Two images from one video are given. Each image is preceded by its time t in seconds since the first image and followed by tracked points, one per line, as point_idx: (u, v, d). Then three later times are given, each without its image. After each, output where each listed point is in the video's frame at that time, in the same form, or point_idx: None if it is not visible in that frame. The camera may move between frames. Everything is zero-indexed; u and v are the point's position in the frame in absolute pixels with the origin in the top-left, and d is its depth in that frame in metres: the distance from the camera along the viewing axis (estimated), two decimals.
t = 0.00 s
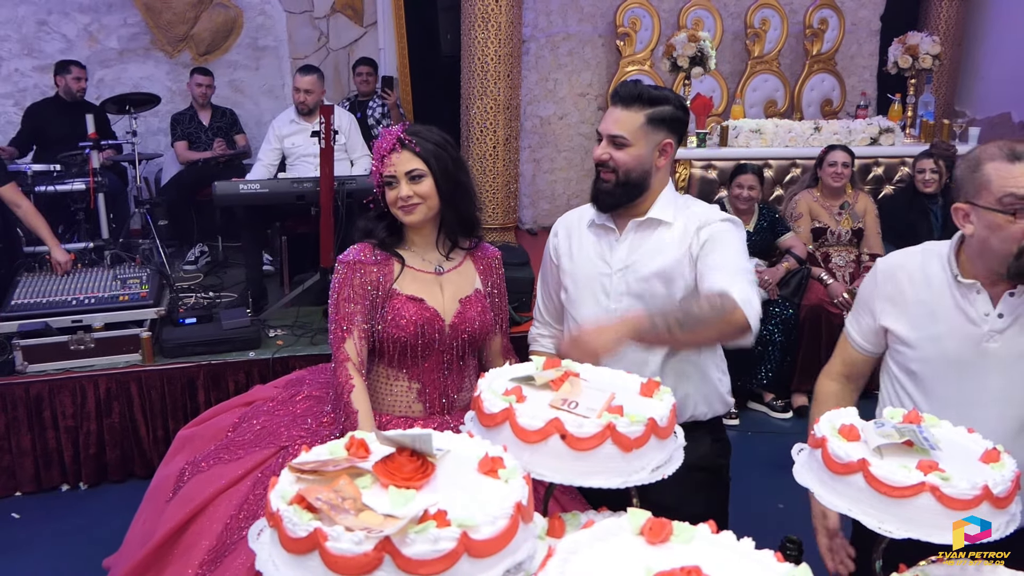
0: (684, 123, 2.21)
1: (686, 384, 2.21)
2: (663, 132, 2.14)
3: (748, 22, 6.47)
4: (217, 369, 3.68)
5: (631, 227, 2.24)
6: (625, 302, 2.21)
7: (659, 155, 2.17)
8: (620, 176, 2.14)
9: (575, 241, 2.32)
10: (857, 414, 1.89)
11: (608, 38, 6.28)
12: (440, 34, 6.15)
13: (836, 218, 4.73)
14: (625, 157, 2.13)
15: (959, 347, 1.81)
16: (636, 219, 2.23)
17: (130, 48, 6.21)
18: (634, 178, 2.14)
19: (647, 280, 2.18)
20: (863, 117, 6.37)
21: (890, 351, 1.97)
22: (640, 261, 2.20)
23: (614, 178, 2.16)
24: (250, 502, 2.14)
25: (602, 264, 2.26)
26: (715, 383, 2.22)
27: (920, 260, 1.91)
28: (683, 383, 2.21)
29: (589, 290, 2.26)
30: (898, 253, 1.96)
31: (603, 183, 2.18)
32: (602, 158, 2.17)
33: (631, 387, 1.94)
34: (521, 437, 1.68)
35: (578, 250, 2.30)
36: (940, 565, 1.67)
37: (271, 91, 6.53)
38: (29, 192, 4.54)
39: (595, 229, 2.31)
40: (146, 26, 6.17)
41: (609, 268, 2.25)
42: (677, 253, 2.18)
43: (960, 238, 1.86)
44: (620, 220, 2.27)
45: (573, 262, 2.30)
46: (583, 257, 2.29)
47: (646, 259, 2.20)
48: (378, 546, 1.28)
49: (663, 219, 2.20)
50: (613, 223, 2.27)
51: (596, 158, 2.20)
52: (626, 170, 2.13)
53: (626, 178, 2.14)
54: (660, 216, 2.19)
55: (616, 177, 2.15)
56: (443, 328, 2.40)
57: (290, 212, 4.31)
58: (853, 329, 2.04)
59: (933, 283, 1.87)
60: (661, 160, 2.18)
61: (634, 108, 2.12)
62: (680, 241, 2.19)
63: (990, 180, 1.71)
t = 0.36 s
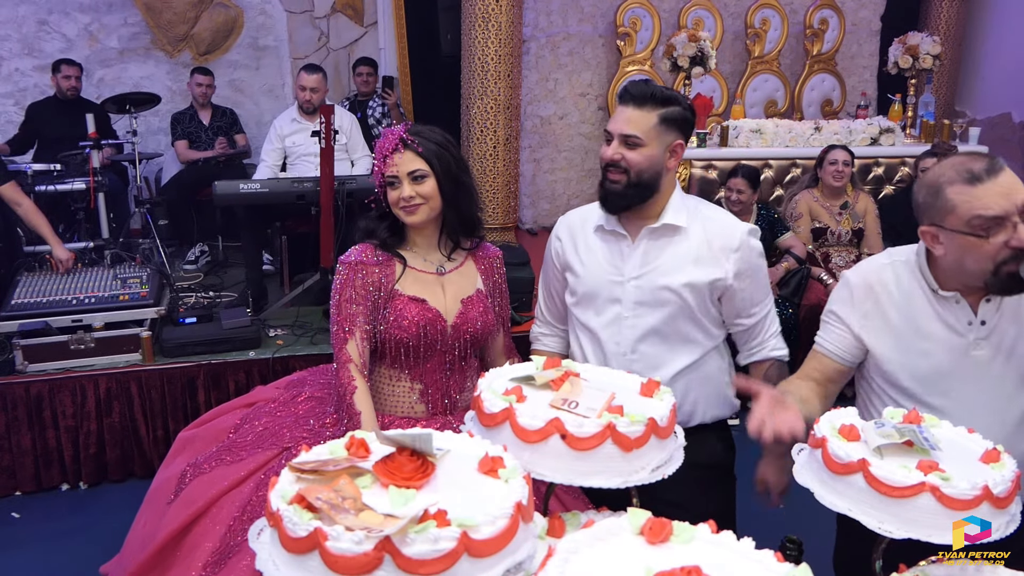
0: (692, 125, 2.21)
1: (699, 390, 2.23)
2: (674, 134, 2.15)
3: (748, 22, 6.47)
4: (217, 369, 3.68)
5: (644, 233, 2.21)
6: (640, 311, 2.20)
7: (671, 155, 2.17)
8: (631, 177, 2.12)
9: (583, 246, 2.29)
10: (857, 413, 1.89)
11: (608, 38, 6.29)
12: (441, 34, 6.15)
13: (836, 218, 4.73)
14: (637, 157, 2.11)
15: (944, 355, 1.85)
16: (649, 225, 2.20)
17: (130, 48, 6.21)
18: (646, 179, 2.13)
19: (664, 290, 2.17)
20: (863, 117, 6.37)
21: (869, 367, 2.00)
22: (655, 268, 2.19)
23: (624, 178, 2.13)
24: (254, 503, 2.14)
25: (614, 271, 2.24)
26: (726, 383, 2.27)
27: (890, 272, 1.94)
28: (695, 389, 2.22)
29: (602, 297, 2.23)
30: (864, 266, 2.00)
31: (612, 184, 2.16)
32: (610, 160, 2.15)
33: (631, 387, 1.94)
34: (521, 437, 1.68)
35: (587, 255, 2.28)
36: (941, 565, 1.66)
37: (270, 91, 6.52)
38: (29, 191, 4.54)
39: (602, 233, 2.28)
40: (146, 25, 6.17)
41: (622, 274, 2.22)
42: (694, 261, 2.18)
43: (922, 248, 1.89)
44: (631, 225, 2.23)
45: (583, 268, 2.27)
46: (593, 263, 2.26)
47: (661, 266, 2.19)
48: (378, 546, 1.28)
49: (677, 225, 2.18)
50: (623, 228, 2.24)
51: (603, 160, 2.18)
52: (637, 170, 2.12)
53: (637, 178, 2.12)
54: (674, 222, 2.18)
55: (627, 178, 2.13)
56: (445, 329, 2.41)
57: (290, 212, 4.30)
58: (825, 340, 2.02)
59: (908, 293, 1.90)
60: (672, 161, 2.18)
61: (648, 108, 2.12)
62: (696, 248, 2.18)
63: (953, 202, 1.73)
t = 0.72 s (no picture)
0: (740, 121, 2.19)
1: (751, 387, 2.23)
2: (730, 135, 2.11)
3: (748, 23, 6.48)
4: (217, 369, 3.68)
5: (697, 234, 2.19)
6: (696, 311, 2.18)
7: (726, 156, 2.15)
8: (694, 180, 2.08)
9: (627, 246, 2.24)
10: (857, 413, 1.89)
11: (609, 38, 6.30)
12: (441, 34, 6.15)
13: (836, 219, 4.71)
14: (701, 161, 2.07)
15: (925, 332, 1.85)
16: (702, 225, 2.19)
17: (130, 48, 6.21)
18: (705, 183, 2.10)
19: (723, 290, 2.17)
20: (863, 117, 6.37)
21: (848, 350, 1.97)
22: (711, 268, 2.18)
23: (686, 182, 2.09)
24: (257, 503, 2.14)
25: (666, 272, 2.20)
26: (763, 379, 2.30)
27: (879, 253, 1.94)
28: (748, 386, 2.21)
29: (654, 299, 2.19)
30: (853, 248, 2.00)
31: (672, 188, 2.10)
32: (671, 163, 2.08)
33: (632, 387, 1.95)
34: (521, 437, 1.68)
35: (634, 256, 2.23)
36: (941, 566, 1.67)
37: (270, 91, 6.51)
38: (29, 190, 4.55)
39: (647, 233, 2.23)
40: (146, 25, 6.17)
41: (675, 275, 2.19)
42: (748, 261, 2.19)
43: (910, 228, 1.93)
44: (682, 227, 2.20)
45: (631, 269, 2.22)
46: (640, 264, 2.22)
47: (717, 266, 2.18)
48: (378, 546, 1.28)
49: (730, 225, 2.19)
50: (673, 228, 2.20)
51: (660, 161, 2.11)
52: (701, 174, 2.08)
53: (699, 182, 2.09)
54: (728, 222, 2.19)
55: (689, 181, 2.09)
56: (448, 328, 2.41)
57: (290, 212, 4.30)
58: (815, 305, 1.95)
59: (895, 272, 1.90)
60: (726, 161, 2.17)
61: (710, 112, 2.05)
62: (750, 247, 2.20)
63: (932, 162, 1.82)
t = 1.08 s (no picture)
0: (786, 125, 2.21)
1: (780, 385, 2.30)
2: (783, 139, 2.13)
3: (748, 23, 6.48)
4: (217, 369, 3.68)
5: (742, 236, 2.22)
6: (741, 313, 2.21)
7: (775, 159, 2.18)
8: (749, 183, 2.10)
9: (671, 247, 2.23)
10: (857, 414, 1.89)
11: (609, 38, 6.29)
12: (441, 33, 6.16)
13: (836, 219, 4.69)
14: (758, 164, 2.08)
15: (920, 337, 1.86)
16: (747, 228, 2.22)
17: (130, 48, 6.21)
18: (757, 187, 2.13)
19: (768, 292, 2.21)
20: (863, 117, 6.36)
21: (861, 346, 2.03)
22: (756, 271, 2.22)
23: (741, 184, 2.10)
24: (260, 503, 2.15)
25: (711, 274, 2.21)
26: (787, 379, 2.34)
27: (907, 254, 1.93)
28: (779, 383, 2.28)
29: (700, 301, 2.20)
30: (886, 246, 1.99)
31: (727, 190, 2.11)
32: (730, 165, 2.08)
33: (632, 387, 1.95)
34: (522, 437, 1.68)
35: (678, 258, 2.22)
36: (942, 566, 1.67)
37: (270, 91, 6.50)
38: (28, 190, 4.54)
39: (692, 234, 2.23)
40: (146, 25, 6.17)
41: (721, 277, 2.21)
42: (789, 263, 2.25)
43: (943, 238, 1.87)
44: (727, 230, 2.22)
45: (677, 271, 2.22)
46: (685, 265, 2.22)
47: (762, 269, 2.22)
48: (377, 546, 1.28)
49: (774, 228, 2.24)
50: (718, 231, 2.22)
51: (717, 162, 2.10)
52: (756, 178, 2.09)
53: (753, 186, 2.11)
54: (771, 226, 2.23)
55: (744, 184, 2.10)
56: (448, 328, 2.41)
57: (290, 212, 4.30)
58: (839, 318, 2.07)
59: (911, 276, 1.90)
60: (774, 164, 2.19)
61: (772, 117, 2.06)
62: (792, 250, 2.25)
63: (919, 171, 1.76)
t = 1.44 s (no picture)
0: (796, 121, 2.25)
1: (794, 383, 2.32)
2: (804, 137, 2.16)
3: (748, 23, 6.48)
4: (217, 368, 3.67)
5: (762, 240, 2.21)
6: (760, 316, 2.21)
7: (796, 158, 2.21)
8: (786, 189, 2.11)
9: (689, 250, 2.22)
10: (857, 414, 1.90)
11: (609, 38, 6.29)
12: (441, 34, 6.17)
13: (836, 219, 4.66)
14: (795, 170, 2.11)
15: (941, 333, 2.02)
16: (767, 232, 2.21)
17: (131, 48, 6.21)
18: (792, 191, 2.15)
19: (787, 295, 2.21)
20: (863, 117, 6.36)
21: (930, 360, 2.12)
22: (775, 274, 2.21)
23: (781, 191, 2.10)
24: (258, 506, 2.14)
25: (730, 277, 2.20)
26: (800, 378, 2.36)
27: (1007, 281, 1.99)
28: (792, 381, 2.30)
29: (720, 304, 2.20)
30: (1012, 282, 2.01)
31: (770, 200, 2.11)
32: (773, 175, 2.08)
33: (632, 387, 1.95)
34: (521, 437, 1.68)
35: (697, 261, 2.21)
36: (942, 566, 1.66)
37: (271, 91, 6.50)
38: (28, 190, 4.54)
39: (711, 237, 2.21)
40: (146, 25, 6.17)
41: (740, 281, 2.20)
42: (807, 266, 2.24)
43: None
44: (748, 234, 2.21)
45: (696, 274, 2.20)
46: (705, 269, 2.21)
47: (781, 273, 2.22)
48: (377, 546, 1.28)
49: (793, 231, 2.23)
50: (738, 235, 2.21)
51: (759, 173, 2.09)
52: (793, 183, 2.11)
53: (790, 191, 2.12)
54: (790, 229, 2.22)
55: (783, 191, 2.11)
56: (445, 329, 2.40)
57: (290, 212, 4.30)
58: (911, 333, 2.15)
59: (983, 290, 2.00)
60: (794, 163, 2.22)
61: (801, 120, 2.08)
62: (810, 252, 2.25)
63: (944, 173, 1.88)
